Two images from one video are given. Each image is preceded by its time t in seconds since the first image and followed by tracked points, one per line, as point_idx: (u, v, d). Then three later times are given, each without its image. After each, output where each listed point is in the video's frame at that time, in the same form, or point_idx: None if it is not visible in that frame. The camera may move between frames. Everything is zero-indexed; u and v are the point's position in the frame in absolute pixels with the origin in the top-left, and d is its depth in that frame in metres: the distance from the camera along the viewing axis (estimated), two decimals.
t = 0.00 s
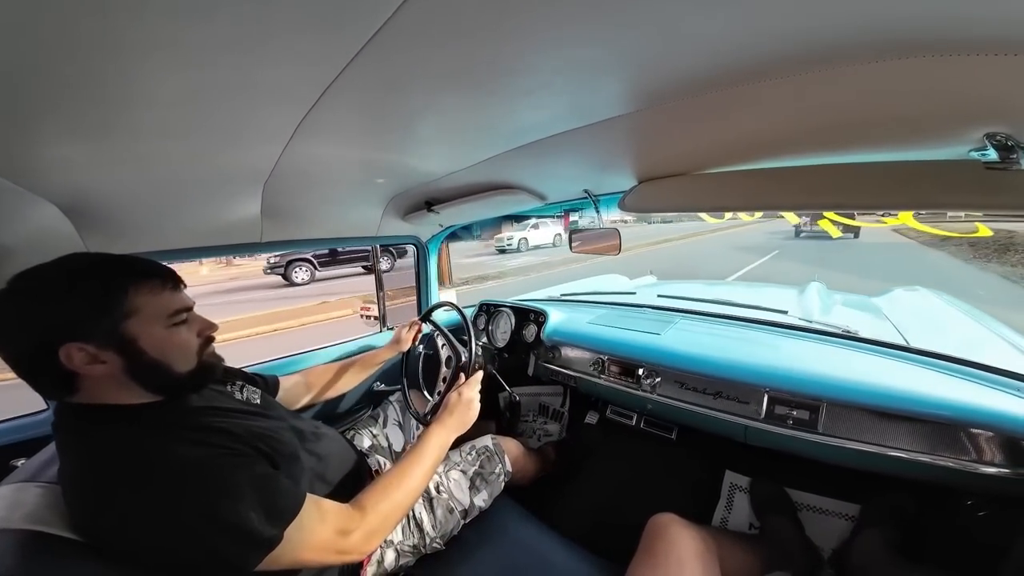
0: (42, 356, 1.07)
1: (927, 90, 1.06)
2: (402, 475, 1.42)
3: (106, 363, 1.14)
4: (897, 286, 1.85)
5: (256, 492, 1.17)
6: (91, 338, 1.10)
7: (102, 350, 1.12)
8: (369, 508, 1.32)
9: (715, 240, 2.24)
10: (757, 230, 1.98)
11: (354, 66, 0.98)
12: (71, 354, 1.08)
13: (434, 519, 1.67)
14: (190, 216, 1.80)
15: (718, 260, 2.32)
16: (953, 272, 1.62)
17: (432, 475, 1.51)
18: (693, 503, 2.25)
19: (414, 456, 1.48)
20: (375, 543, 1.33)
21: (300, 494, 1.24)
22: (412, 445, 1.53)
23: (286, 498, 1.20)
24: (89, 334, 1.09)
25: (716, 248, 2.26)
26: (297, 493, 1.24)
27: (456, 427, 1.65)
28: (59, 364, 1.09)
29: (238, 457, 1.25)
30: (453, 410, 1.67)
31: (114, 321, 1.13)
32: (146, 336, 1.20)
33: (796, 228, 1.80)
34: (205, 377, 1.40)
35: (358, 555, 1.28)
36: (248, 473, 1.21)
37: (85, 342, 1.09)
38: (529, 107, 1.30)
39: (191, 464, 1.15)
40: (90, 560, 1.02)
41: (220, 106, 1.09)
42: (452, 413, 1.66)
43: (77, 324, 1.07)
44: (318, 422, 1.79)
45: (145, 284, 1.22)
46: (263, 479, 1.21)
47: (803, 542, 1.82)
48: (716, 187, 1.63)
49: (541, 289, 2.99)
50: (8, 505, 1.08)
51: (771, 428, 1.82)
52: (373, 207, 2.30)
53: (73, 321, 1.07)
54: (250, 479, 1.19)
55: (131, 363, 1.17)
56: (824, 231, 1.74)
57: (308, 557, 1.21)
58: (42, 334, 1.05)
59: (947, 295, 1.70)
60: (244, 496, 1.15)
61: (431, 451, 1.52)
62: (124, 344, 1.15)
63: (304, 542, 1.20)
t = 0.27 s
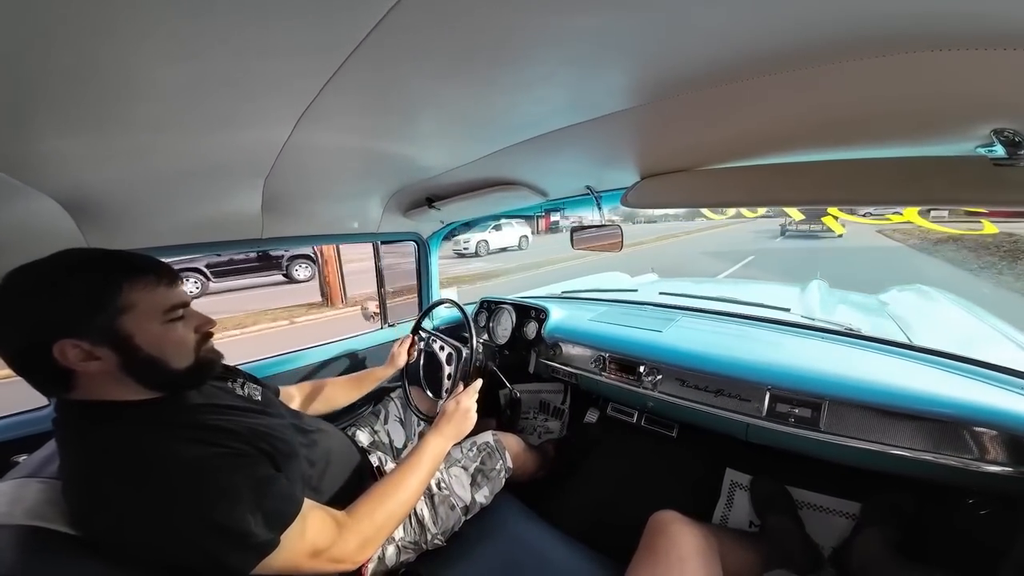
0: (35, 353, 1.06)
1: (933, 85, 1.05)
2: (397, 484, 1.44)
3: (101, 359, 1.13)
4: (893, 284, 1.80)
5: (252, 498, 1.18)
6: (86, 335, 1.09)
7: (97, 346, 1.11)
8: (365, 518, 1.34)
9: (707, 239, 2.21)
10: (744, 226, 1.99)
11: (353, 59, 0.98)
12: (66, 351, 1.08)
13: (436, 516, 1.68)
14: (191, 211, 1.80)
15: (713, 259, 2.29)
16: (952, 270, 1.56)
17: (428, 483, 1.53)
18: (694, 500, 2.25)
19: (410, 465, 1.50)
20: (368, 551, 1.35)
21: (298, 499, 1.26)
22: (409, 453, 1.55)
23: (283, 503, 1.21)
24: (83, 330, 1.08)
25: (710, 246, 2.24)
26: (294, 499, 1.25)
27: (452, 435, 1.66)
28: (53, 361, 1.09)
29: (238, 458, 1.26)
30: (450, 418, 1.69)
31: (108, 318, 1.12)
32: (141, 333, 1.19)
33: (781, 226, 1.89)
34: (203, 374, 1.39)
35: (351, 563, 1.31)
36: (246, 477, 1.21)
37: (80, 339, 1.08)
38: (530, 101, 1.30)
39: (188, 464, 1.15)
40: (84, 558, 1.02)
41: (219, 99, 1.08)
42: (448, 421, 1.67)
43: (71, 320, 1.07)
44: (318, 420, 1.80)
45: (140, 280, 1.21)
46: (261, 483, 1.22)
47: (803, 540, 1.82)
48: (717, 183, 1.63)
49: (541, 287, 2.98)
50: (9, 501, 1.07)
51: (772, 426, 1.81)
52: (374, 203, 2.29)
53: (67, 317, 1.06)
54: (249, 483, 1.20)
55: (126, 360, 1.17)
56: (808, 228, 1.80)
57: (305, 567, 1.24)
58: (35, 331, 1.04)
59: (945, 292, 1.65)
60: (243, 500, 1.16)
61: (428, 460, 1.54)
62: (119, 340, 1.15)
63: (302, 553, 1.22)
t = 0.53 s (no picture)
0: (29, 343, 1.06)
1: (936, 80, 1.04)
2: (392, 487, 1.44)
3: (95, 350, 1.13)
4: (894, 284, 1.82)
5: (247, 495, 1.17)
6: (80, 324, 1.09)
7: (90, 337, 1.11)
8: (360, 518, 1.34)
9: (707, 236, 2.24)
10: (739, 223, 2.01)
11: (351, 51, 0.96)
12: (59, 341, 1.08)
13: (436, 514, 1.67)
14: (190, 205, 1.79)
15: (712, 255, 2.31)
16: (952, 268, 1.62)
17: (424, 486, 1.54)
18: (692, 497, 2.26)
19: (407, 467, 1.51)
20: (362, 553, 1.35)
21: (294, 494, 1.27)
22: (406, 454, 1.55)
23: (279, 499, 1.22)
24: (76, 320, 1.08)
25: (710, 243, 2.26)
26: (290, 495, 1.25)
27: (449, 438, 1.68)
28: (46, 352, 1.08)
29: (235, 453, 1.26)
30: (447, 422, 1.69)
31: (101, 307, 1.12)
32: (135, 323, 1.18)
33: (773, 224, 1.95)
34: (201, 367, 1.38)
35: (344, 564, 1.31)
36: (242, 472, 1.21)
37: (73, 329, 1.08)
38: (533, 94, 1.29)
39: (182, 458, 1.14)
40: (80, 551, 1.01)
41: (215, 91, 1.07)
42: (446, 423, 1.69)
43: (64, 310, 1.07)
44: (317, 417, 1.78)
45: (135, 271, 1.21)
46: (257, 478, 1.22)
47: (801, 537, 1.82)
48: (721, 179, 1.62)
49: (540, 283, 2.97)
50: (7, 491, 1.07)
51: (770, 423, 1.81)
52: (374, 197, 2.28)
53: (60, 307, 1.06)
54: (245, 478, 1.20)
55: (120, 350, 1.16)
56: (798, 226, 1.87)
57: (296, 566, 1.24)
58: (30, 320, 1.05)
59: (947, 294, 1.68)
60: (239, 494, 1.16)
61: (424, 462, 1.55)
62: (113, 330, 1.14)
63: (296, 551, 1.22)
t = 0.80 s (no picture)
0: (9, 337, 1.04)
1: (928, 78, 1.04)
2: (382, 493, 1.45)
3: (77, 345, 1.11)
4: (888, 285, 1.76)
5: (231, 494, 1.15)
6: (60, 319, 1.08)
7: (71, 331, 1.09)
8: (348, 520, 1.34)
9: (696, 237, 2.19)
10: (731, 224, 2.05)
11: (338, 43, 0.95)
12: (39, 336, 1.06)
13: (430, 515, 1.65)
14: (180, 201, 1.77)
15: (701, 256, 2.25)
16: (944, 271, 1.58)
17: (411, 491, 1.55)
18: (685, 497, 2.26)
19: (396, 470, 1.54)
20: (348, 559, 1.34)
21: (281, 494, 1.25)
22: (395, 460, 1.58)
23: (264, 501, 1.19)
24: (57, 313, 1.07)
25: (699, 244, 2.21)
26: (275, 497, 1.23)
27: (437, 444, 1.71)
28: (26, 347, 1.06)
29: (221, 452, 1.23)
30: (437, 423, 1.75)
31: (82, 300, 1.11)
32: (118, 317, 1.17)
33: (765, 224, 1.96)
34: (186, 364, 1.37)
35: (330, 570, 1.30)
36: (228, 471, 1.19)
37: (52, 323, 1.07)
38: (525, 91, 1.28)
39: (165, 456, 1.12)
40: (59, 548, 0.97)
41: (202, 86, 1.05)
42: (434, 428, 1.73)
43: (45, 303, 1.05)
44: (310, 419, 1.75)
45: (118, 266, 1.20)
46: (243, 479, 1.20)
47: (792, 538, 1.82)
48: (715, 179, 1.62)
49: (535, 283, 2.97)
50: None
51: (761, 424, 1.82)
52: (367, 194, 2.26)
53: (41, 300, 1.05)
54: (230, 478, 1.18)
55: (103, 345, 1.15)
56: (789, 226, 1.88)
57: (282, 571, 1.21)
58: (8, 315, 1.03)
59: (946, 296, 1.62)
60: (223, 495, 1.13)
61: (413, 467, 1.57)
62: (94, 324, 1.13)
63: (282, 554, 1.19)
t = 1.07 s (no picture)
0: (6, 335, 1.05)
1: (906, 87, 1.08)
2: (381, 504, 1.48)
3: (73, 344, 1.12)
4: (878, 287, 1.81)
5: (221, 498, 1.15)
6: (57, 317, 1.09)
7: (68, 330, 1.10)
8: (344, 528, 1.36)
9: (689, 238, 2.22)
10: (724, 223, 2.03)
11: (338, 48, 0.98)
12: (36, 335, 1.07)
13: (428, 518, 1.65)
14: (178, 200, 1.78)
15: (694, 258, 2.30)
16: (929, 274, 1.62)
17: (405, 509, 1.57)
18: (676, 494, 2.30)
19: (393, 485, 1.58)
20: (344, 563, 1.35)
21: (273, 501, 1.25)
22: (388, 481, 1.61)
23: (253, 507, 1.20)
24: (54, 312, 1.08)
25: (691, 246, 2.25)
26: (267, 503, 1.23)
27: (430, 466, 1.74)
28: (22, 346, 1.07)
29: (213, 456, 1.24)
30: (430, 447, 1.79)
31: (80, 298, 1.12)
32: (116, 316, 1.19)
33: (760, 224, 1.94)
34: (185, 364, 1.38)
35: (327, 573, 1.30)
36: (219, 477, 1.20)
37: (50, 321, 1.08)
38: (521, 94, 1.31)
39: (157, 458, 1.13)
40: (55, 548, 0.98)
41: (203, 87, 1.07)
42: (425, 451, 1.76)
43: (41, 302, 1.07)
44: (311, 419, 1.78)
45: (115, 266, 1.22)
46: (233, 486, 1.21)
47: (779, 533, 1.87)
48: (706, 182, 1.66)
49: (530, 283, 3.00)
50: None
51: (749, 421, 1.85)
52: (363, 195, 2.28)
53: (38, 298, 1.07)
54: (221, 484, 1.19)
55: (99, 344, 1.16)
56: (784, 226, 1.86)
57: None
58: (5, 313, 1.04)
59: (928, 297, 1.67)
60: (213, 501, 1.13)
61: (407, 486, 1.60)
62: (91, 322, 1.14)
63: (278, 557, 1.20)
